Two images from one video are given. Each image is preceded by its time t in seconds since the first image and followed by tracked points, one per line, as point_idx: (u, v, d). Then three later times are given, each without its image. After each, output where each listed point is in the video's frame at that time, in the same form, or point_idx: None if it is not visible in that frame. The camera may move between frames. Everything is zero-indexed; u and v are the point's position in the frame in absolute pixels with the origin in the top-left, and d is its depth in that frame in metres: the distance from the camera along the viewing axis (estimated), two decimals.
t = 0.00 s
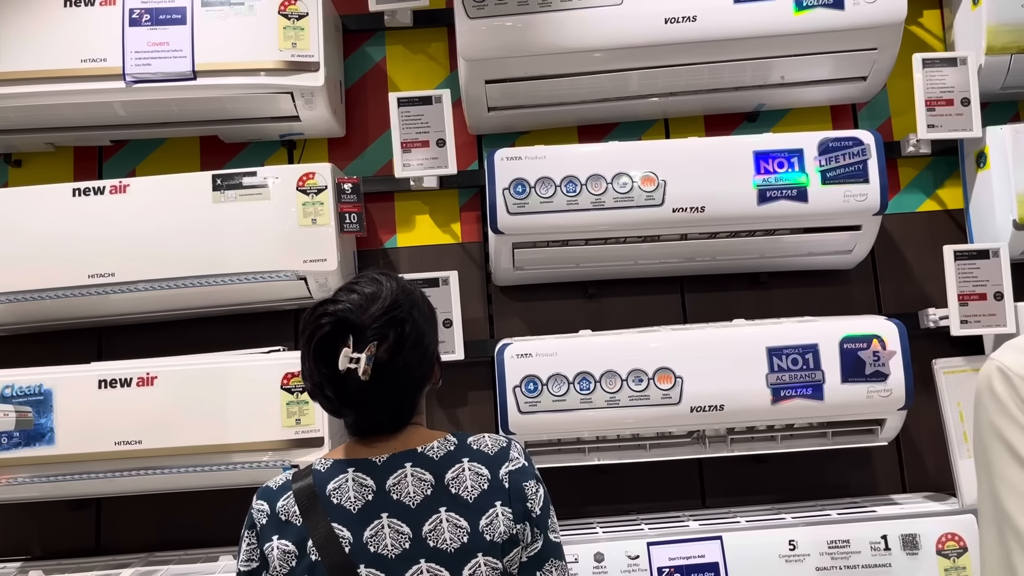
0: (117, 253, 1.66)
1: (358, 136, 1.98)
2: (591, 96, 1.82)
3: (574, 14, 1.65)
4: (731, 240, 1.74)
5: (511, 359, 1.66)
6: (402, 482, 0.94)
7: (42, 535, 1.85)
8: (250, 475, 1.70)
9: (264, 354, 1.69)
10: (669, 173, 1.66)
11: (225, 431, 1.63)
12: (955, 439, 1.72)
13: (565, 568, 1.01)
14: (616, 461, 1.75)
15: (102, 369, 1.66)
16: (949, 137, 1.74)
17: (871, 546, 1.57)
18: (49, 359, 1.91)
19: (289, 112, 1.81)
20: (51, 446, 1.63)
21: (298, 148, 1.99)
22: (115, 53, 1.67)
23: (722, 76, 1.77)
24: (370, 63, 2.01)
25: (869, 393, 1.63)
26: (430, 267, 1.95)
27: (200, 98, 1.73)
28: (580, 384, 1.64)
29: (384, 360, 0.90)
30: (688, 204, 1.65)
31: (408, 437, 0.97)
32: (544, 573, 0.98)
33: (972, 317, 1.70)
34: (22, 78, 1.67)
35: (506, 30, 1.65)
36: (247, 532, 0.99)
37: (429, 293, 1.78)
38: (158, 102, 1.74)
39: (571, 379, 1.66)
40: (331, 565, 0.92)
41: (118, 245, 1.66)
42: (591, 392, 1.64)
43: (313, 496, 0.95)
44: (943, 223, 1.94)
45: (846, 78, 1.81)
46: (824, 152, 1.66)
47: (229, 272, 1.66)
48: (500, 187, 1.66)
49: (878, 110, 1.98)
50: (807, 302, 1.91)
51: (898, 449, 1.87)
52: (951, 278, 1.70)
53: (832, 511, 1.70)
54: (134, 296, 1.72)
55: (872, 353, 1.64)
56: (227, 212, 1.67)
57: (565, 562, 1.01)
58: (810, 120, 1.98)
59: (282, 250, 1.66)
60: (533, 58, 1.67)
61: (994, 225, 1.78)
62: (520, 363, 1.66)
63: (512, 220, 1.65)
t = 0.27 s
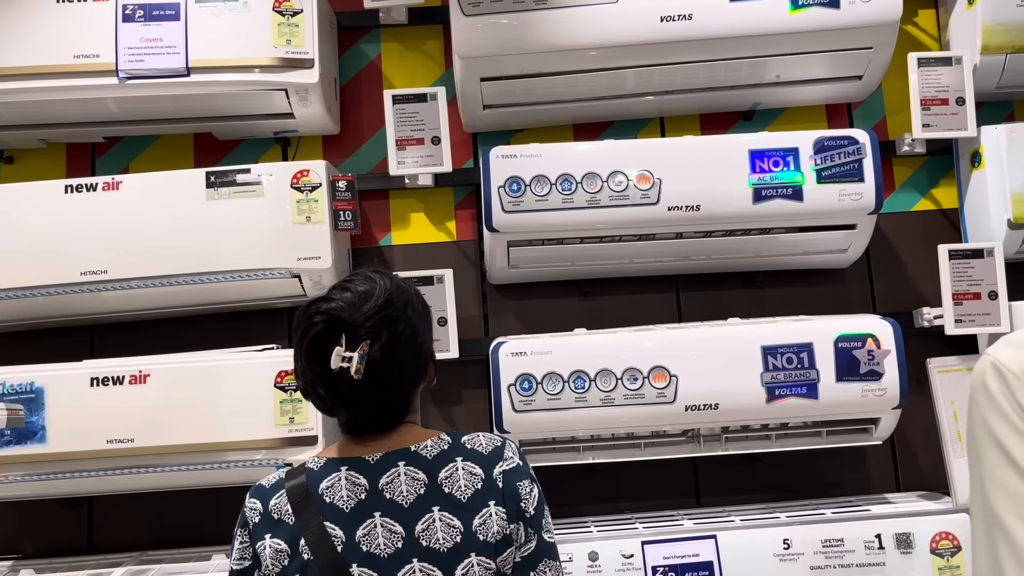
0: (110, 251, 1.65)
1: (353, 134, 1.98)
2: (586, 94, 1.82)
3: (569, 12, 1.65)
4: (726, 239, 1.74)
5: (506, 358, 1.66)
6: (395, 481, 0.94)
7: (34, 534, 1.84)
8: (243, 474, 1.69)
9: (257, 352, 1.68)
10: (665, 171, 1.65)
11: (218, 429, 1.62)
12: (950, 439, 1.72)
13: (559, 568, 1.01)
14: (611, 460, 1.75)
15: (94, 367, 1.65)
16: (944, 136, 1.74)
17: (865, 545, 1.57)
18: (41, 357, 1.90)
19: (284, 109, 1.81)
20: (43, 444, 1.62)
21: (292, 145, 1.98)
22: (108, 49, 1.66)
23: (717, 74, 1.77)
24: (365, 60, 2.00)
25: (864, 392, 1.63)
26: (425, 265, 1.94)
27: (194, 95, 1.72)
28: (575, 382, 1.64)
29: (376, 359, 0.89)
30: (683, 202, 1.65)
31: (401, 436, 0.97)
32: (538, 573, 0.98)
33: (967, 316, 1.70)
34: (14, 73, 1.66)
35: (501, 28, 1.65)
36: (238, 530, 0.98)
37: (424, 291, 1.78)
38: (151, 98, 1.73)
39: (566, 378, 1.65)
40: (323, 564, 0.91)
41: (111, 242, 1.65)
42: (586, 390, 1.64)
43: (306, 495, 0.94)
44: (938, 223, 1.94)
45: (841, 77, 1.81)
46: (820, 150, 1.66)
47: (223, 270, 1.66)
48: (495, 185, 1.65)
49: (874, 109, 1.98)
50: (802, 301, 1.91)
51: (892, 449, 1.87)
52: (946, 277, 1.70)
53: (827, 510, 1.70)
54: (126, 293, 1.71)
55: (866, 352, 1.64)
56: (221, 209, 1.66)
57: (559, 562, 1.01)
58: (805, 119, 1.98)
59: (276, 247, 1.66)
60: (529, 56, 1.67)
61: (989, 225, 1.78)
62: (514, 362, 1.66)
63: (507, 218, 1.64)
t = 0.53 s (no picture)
0: (103, 249, 1.64)
1: (348, 132, 1.97)
2: (582, 93, 1.82)
3: (566, 10, 1.65)
4: (722, 238, 1.74)
5: (501, 357, 1.65)
6: (390, 481, 0.93)
7: (26, 533, 1.83)
8: (237, 473, 1.69)
9: (251, 351, 1.68)
10: (661, 170, 1.65)
11: (212, 428, 1.61)
12: (944, 438, 1.72)
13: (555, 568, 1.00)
14: (606, 459, 1.75)
15: (87, 366, 1.64)
16: (939, 137, 1.74)
17: (860, 545, 1.58)
18: (34, 356, 1.89)
19: (279, 107, 1.80)
20: (35, 443, 1.61)
21: (287, 144, 1.97)
22: (102, 46, 1.66)
23: (713, 74, 1.77)
24: (361, 58, 1.99)
25: (859, 391, 1.63)
26: (420, 264, 1.94)
27: (188, 92, 1.71)
28: (570, 382, 1.64)
29: (368, 351, 0.89)
30: (679, 201, 1.64)
31: (396, 435, 0.96)
32: (534, 572, 0.98)
33: (962, 316, 1.70)
34: (7, 70, 1.65)
35: (497, 26, 1.65)
36: (232, 530, 0.98)
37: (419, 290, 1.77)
38: (145, 96, 1.72)
39: (561, 377, 1.65)
40: (318, 564, 0.91)
41: (104, 240, 1.64)
42: (582, 390, 1.64)
43: (300, 495, 0.94)
44: (933, 223, 1.94)
45: (837, 77, 1.81)
46: (816, 150, 1.66)
47: (217, 268, 1.65)
48: (491, 183, 1.65)
49: (869, 109, 1.99)
50: (797, 300, 1.91)
51: (887, 448, 1.87)
52: (941, 277, 1.70)
53: (822, 510, 1.70)
54: (120, 291, 1.70)
55: (862, 352, 1.64)
56: (215, 208, 1.66)
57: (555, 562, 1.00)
58: (801, 119, 1.98)
59: (271, 246, 1.65)
60: (525, 55, 1.67)
61: (984, 225, 1.79)
62: (510, 361, 1.65)
63: (503, 217, 1.64)
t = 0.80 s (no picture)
0: (100, 249, 1.64)
1: (345, 132, 1.97)
2: (580, 94, 1.82)
3: (564, 11, 1.65)
4: (719, 239, 1.74)
5: (498, 358, 1.65)
6: (386, 483, 0.93)
7: (22, 534, 1.82)
8: (234, 474, 1.68)
9: (248, 352, 1.67)
10: (659, 171, 1.65)
11: (209, 430, 1.61)
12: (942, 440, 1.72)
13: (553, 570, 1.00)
14: (604, 460, 1.75)
15: (84, 366, 1.64)
16: (937, 138, 1.74)
17: (857, 546, 1.57)
18: (30, 356, 1.88)
19: (276, 107, 1.79)
20: (31, 443, 1.60)
21: (285, 144, 1.97)
22: (99, 46, 1.65)
23: (711, 75, 1.77)
24: (358, 58, 1.99)
25: (856, 392, 1.63)
26: (417, 265, 1.93)
27: (186, 92, 1.70)
28: (568, 383, 1.63)
29: (351, 337, 0.89)
30: (678, 203, 1.64)
31: (391, 435, 0.96)
32: (531, 574, 0.97)
33: (959, 318, 1.70)
34: (3, 70, 1.64)
35: (495, 27, 1.65)
36: (227, 533, 0.98)
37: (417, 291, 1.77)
38: (142, 96, 1.72)
39: (559, 378, 1.65)
40: (313, 568, 0.90)
41: (101, 240, 1.64)
42: (579, 391, 1.64)
43: (295, 498, 0.94)
44: (930, 224, 1.94)
45: (835, 78, 1.81)
46: (813, 151, 1.66)
47: (214, 269, 1.64)
48: (488, 184, 1.65)
49: (867, 110, 1.99)
50: (795, 302, 1.91)
51: (885, 450, 1.87)
52: (939, 279, 1.70)
53: (819, 511, 1.70)
54: (117, 292, 1.69)
55: (859, 353, 1.64)
56: (212, 208, 1.65)
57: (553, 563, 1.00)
58: (799, 120, 1.98)
59: (268, 246, 1.65)
60: (522, 55, 1.67)
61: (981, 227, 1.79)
62: (507, 362, 1.65)
63: (501, 217, 1.64)
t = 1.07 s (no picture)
0: (99, 250, 1.63)
1: (345, 133, 1.96)
2: (579, 96, 1.82)
3: (563, 12, 1.65)
4: (719, 241, 1.74)
5: (498, 359, 1.65)
6: (384, 486, 0.93)
7: (21, 535, 1.82)
8: (232, 476, 1.68)
9: (247, 353, 1.67)
10: (658, 173, 1.65)
11: (208, 431, 1.61)
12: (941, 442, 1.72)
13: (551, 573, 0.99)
14: (603, 462, 1.75)
15: (82, 368, 1.63)
16: (936, 140, 1.74)
17: (857, 549, 1.57)
18: (28, 357, 1.88)
19: (275, 108, 1.79)
20: (29, 445, 1.60)
21: (284, 145, 1.97)
22: (98, 47, 1.65)
23: (711, 77, 1.77)
24: (357, 59, 1.99)
25: (856, 395, 1.63)
26: (416, 266, 1.93)
27: (185, 93, 1.70)
28: (567, 385, 1.63)
29: (343, 333, 0.89)
30: (677, 204, 1.64)
31: (389, 437, 0.96)
32: None
33: (958, 320, 1.70)
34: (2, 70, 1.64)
35: (495, 28, 1.65)
36: (224, 536, 0.97)
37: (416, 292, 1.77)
38: (141, 96, 1.71)
39: (558, 380, 1.64)
40: (311, 571, 0.90)
41: (99, 241, 1.64)
42: (578, 393, 1.63)
43: (293, 501, 0.93)
44: (930, 226, 1.94)
45: (835, 79, 1.81)
46: (813, 153, 1.66)
47: (213, 270, 1.64)
48: (488, 186, 1.64)
49: (866, 112, 1.99)
50: (794, 303, 1.91)
51: (883, 452, 1.87)
52: (938, 280, 1.70)
53: (818, 513, 1.70)
54: (115, 293, 1.69)
55: (859, 355, 1.64)
56: (211, 209, 1.65)
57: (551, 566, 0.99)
58: (799, 122, 1.98)
59: (267, 247, 1.64)
60: (522, 56, 1.67)
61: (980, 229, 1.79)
62: (506, 364, 1.65)
63: (500, 219, 1.64)
